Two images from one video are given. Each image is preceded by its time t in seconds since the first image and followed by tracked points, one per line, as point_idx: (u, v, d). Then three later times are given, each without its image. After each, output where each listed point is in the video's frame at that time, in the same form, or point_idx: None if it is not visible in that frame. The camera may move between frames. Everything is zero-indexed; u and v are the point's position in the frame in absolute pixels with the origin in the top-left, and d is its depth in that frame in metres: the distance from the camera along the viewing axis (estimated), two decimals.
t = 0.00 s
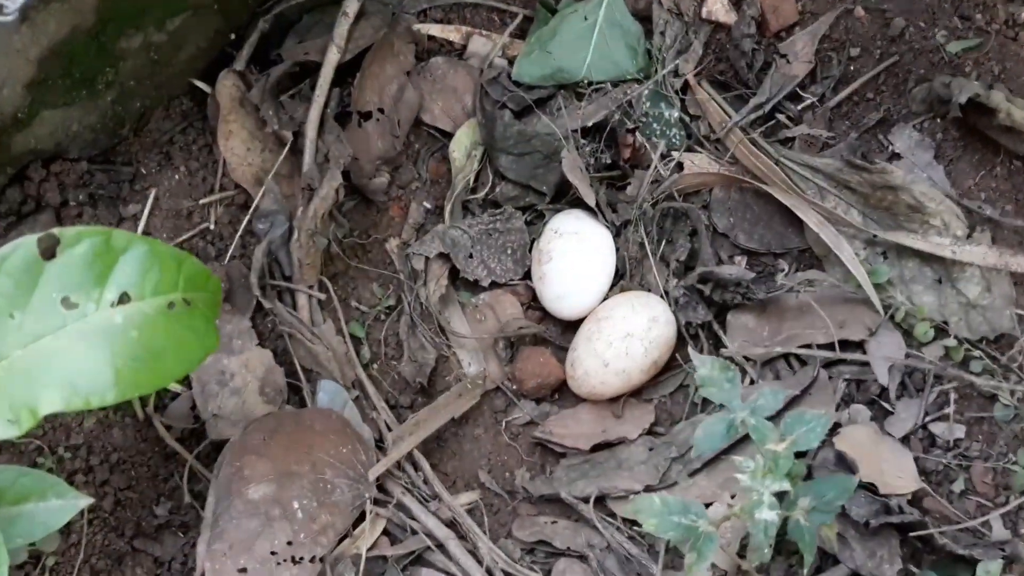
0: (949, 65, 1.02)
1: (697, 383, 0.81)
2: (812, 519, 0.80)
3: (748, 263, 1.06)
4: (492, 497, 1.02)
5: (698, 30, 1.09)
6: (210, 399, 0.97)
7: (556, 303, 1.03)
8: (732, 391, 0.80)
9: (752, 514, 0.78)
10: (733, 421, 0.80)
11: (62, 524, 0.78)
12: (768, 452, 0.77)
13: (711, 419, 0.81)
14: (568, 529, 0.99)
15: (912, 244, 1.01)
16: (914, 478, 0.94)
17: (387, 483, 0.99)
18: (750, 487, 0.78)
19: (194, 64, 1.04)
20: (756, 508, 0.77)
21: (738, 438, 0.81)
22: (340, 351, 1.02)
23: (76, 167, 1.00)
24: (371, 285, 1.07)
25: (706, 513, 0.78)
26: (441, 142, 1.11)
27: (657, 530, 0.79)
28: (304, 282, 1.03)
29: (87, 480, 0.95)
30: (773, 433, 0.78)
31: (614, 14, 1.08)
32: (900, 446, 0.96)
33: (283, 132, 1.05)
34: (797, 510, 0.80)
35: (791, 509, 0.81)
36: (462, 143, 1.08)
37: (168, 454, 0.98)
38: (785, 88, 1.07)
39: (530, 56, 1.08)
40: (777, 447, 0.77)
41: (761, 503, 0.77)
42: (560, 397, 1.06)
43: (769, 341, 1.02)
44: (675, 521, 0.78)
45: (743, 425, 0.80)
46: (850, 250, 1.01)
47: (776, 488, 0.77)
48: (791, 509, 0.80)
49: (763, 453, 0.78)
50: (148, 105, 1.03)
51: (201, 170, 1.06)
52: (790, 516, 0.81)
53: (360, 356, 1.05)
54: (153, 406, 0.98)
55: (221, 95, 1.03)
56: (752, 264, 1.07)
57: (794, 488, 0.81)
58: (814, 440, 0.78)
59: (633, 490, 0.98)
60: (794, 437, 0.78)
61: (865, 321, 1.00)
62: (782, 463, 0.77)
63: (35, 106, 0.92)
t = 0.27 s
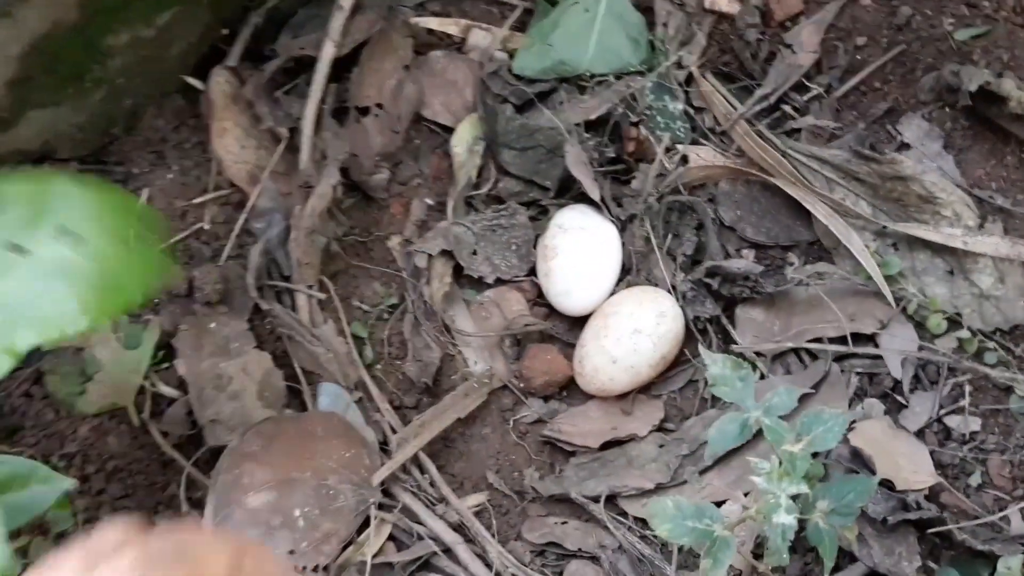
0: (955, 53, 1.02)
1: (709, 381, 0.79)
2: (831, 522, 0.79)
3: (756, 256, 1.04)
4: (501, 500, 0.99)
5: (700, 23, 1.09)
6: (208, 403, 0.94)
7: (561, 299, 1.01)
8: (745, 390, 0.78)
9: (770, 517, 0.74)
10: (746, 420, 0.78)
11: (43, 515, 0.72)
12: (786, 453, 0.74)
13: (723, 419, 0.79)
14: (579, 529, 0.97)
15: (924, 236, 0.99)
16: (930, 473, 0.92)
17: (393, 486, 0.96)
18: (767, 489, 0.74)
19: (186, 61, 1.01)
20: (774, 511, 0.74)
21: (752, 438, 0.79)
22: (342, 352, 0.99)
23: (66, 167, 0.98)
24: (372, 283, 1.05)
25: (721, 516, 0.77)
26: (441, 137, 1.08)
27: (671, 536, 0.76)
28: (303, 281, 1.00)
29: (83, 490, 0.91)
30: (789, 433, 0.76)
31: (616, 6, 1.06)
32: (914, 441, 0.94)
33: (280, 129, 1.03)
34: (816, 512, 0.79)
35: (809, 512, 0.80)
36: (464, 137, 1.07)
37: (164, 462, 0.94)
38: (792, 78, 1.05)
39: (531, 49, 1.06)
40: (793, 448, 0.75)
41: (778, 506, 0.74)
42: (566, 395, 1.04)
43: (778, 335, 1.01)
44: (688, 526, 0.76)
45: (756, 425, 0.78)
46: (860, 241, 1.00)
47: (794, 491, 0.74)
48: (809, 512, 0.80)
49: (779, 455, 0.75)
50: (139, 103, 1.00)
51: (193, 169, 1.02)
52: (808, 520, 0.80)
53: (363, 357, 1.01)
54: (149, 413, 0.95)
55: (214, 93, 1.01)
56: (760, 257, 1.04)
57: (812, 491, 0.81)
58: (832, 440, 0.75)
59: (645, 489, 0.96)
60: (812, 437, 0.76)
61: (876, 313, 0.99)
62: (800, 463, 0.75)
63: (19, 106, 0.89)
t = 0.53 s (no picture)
0: (961, 37, 1.00)
1: (725, 375, 0.76)
2: (855, 520, 0.77)
3: (761, 245, 1.03)
4: (506, 496, 0.97)
5: (702, 8, 1.07)
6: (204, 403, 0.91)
7: (565, 290, 0.98)
8: (762, 383, 0.75)
9: (793, 515, 0.72)
10: (764, 415, 0.76)
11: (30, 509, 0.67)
12: (808, 449, 0.73)
13: (740, 414, 0.76)
14: (587, 525, 0.95)
15: (932, 222, 0.97)
16: (944, 462, 0.90)
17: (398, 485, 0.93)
18: (787, 487, 0.73)
19: (177, 51, 0.98)
20: (797, 509, 0.72)
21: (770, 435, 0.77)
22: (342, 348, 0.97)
23: (53, 163, 0.96)
24: (372, 277, 1.02)
25: (740, 515, 0.75)
26: (440, 128, 1.06)
27: (687, 535, 0.75)
28: (301, 276, 0.97)
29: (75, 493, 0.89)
30: (810, 429, 0.74)
31: None
32: (926, 430, 0.93)
33: (273, 119, 0.99)
34: (840, 509, 0.77)
35: (833, 510, 0.78)
36: (464, 128, 1.05)
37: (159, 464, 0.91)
38: (795, 64, 1.04)
39: (530, 37, 1.04)
40: (815, 443, 0.73)
41: (802, 504, 0.72)
42: (571, 389, 1.02)
43: (786, 324, 0.99)
44: (705, 525, 0.74)
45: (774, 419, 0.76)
46: (867, 229, 0.98)
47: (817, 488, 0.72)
48: (834, 508, 0.77)
49: (801, 451, 0.74)
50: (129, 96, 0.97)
51: (186, 162, 0.99)
52: (833, 515, 0.78)
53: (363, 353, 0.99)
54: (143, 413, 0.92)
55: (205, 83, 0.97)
56: (765, 246, 1.03)
57: (836, 486, 0.78)
58: (856, 435, 0.73)
59: (654, 482, 0.95)
60: (833, 433, 0.74)
61: (884, 301, 0.97)
62: (822, 460, 0.73)
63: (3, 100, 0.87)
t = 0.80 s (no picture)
0: (965, 14, 0.99)
1: (733, 357, 0.75)
2: (869, 503, 0.76)
3: (763, 228, 1.01)
4: (508, 485, 0.96)
5: None
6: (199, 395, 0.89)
7: (565, 277, 0.97)
8: (772, 365, 0.74)
9: (806, 501, 0.74)
10: (774, 397, 0.74)
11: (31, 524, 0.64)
12: (821, 433, 0.72)
13: (749, 397, 0.75)
14: (591, 514, 0.94)
15: (936, 203, 0.96)
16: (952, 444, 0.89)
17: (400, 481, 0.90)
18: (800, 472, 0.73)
19: (168, 37, 0.96)
20: (809, 494, 0.73)
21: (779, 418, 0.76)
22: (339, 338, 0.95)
23: (43, 152, 0.94)
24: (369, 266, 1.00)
25: (750, 501, 0.74)
26: (436, 113, 1.05)
27: (698, 523, 0.74)
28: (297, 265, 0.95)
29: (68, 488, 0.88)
30: (822, 410, 0.73)
31: None
32: (932, 411, 0.91)
33: (267, 106, 0.97)
34: (853, 493, 0.77)
35: (846, 493, 0.77)
36: (462, 113, 1.03)
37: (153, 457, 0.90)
38: (796, 44, 1.03)
39: (527, 20, 1.03)
40: (827, 425, 0.73)
41: (814, 489, 0.73)
42: (572, 376, 1.00)
43: (791, 308, 0.98)
44: (714, 511, 0.73)
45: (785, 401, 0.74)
46: (872, 211, 0.96)
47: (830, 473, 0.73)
48: (846, 493, 0.77)
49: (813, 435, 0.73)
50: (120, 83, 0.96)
51: (179, 150, 0.98)
52: (845, 499, 0.77)
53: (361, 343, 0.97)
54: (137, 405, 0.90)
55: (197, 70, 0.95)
56: (768, 229, 1.01)
57: (849, 469, 0.78)
58: (870, 417, 0.72)
59: (657, 469, 0.93)
60: (846, 414, 0.73)
61: (888, 282, 0.96)
62: (835, 444, 0.72)
63: None
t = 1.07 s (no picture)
0: None
1: (740, 334, 0.74)
2: (880, 478, 0.77)
3: (763, 208, 1.00)
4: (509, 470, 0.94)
5: None
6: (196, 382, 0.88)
7: (563, 259, 0.96)
8: (781, 340, 0.74)
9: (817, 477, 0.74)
10: (782, 372, 0.74)
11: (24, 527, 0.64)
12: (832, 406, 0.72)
13: (756, 372, 0.75)
14: (593, 497, 0.93)
15: (937, 180, 0.96)
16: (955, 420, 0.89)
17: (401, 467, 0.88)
18: (809, 446, 0.74)
19: (159, 21, 0.95)
20: (821, 470, 0.73)
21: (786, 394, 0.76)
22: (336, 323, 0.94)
23: (34, 138, 0.93)
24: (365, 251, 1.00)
25: (759, 478, 0.74)
26: (432, 96, 1.03)
27: (705, 501, 0.73)
28: (293, 250, 0.95)
29: (64, 478, 0.87)
30: (833, 385, 0.73)
31: None
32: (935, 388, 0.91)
33: (261, 89, 0.96)
34: (864, 468, 0.77)
35: (858, 469, 0.77)
36: (456, 96, 1.01)
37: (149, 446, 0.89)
38: (794, 22, 1.01)
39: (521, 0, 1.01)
40: (838, 400, 0.73)
41: (825, 465, 0.73)
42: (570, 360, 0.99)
43: (793, 286, 0.97)
44: (723, 489, 0.73)
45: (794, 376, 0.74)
46: (873, 188, 0.95)
47: (841, 447, 0.73)
48: (858, 469, 0.77)
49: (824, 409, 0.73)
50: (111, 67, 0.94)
51: (172, 135, 0.97)
52: (856, 475, 0.77)
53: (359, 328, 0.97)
54: (133, 393, 0.90)
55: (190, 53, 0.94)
56: (767, 209, 1.00)
57: (860, 445, 0.78)
58: (881, 390, 0.72)
59: (658, 452, 0.93)
60: (856, 389, 0.73)
61: (890, 260, 0.95)
62: (847, 416, 0.72)
63: None
